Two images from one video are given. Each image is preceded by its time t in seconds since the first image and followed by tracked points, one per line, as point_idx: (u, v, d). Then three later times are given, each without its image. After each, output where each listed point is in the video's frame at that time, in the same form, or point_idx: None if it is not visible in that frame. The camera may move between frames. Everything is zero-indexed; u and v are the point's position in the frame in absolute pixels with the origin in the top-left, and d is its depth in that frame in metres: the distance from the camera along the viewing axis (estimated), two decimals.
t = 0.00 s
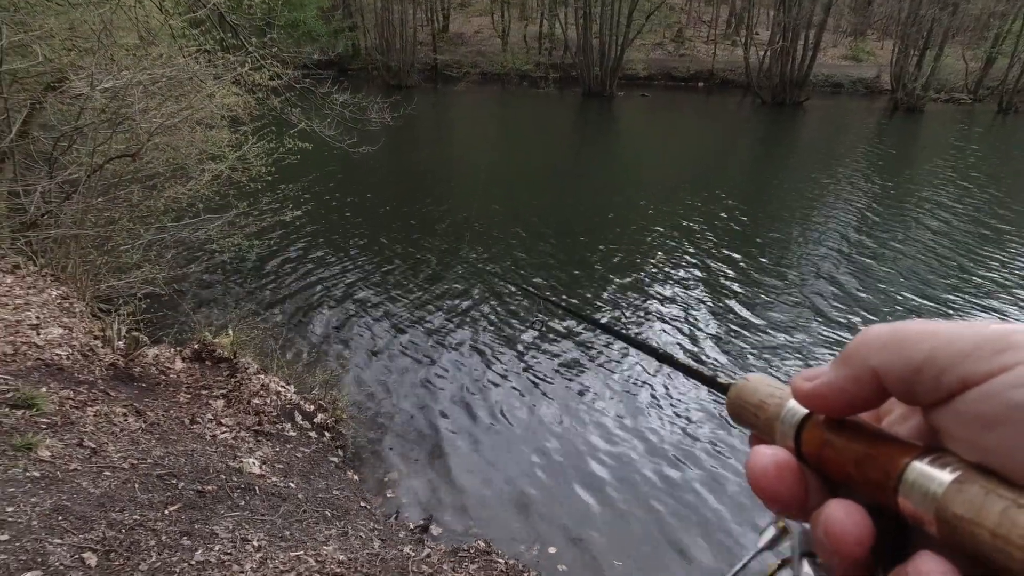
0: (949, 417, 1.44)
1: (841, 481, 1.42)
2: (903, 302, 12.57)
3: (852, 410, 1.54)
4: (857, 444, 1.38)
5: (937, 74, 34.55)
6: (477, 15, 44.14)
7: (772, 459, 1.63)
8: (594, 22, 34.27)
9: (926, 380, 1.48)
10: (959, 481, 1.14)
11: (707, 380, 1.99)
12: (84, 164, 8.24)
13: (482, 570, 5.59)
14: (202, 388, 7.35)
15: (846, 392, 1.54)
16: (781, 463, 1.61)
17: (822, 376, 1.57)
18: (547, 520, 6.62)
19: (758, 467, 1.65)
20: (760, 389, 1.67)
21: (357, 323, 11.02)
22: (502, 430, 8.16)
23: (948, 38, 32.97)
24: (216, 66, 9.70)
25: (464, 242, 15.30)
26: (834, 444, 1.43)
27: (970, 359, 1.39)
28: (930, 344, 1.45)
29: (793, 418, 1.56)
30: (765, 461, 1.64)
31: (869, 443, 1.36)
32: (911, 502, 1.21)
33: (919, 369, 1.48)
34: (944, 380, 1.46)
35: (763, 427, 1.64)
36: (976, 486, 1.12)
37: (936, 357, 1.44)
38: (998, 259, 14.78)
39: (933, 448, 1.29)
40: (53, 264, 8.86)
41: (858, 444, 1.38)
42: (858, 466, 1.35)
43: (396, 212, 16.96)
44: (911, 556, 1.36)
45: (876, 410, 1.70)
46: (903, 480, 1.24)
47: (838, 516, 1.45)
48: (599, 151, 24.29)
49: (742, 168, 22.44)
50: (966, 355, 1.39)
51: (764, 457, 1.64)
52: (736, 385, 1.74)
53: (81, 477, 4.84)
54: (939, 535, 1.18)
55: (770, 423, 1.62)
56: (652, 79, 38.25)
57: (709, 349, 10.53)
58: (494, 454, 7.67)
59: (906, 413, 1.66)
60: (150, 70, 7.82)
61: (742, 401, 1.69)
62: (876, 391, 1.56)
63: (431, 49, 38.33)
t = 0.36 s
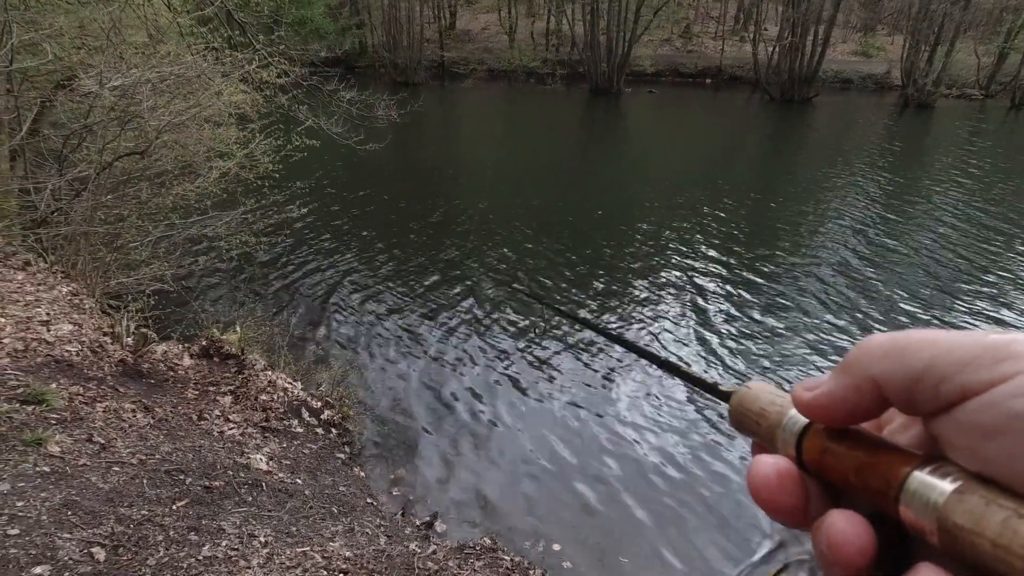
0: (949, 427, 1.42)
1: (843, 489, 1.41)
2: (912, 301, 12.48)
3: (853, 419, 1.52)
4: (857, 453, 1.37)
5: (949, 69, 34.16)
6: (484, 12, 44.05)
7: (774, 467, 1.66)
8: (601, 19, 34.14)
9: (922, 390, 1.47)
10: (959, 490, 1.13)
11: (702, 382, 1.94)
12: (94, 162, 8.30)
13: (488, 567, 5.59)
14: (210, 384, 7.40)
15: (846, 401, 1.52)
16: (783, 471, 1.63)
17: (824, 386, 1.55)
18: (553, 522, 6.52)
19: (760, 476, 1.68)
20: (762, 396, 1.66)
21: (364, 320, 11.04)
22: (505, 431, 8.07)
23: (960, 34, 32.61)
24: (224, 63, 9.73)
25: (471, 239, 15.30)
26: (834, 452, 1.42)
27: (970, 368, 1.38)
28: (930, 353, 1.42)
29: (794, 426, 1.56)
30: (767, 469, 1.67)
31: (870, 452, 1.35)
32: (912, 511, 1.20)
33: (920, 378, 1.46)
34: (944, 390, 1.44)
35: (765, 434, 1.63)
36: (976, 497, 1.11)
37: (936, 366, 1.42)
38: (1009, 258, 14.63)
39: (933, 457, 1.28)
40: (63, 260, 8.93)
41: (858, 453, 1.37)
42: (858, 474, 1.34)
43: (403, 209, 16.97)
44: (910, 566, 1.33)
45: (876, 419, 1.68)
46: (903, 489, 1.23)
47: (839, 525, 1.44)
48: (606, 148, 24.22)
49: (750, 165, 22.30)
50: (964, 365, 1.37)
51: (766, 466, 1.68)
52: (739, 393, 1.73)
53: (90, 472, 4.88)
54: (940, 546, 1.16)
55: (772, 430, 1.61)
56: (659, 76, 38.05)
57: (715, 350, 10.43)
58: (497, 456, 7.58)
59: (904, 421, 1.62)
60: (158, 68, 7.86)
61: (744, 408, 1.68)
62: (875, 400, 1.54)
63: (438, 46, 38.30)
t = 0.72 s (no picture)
0: (950, 435, 1.44)
1: (843, 497, 1.38)
2: (912, 299, 12.49)
3: (854, 426, 1.49)
4: (858, 460, 1.34)
5: (950, 66, 34.07)
6: (485, 9, 43.97)
7: (775, 475, 1.62)
8: (602, 16, 34.08)
9: (924, 398, 1.48)
10: (961, 499, 1.13)
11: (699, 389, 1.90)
12: (94, 159, 8.30)
13: (488, 564, 5.60)
14: (211, 382, 7.40)
15: (848, 408, 1.50)
16: (784, 480, 1.59)
17: (824, 392, 1.52)
18: (557, 522, 6.51)
19: (760, 484, 1.64)
20: (762, 403, 1.59)
21: (364, 318, 11.03)
22: (508, 430, 8.04)
23: (962, 30, 32.52)
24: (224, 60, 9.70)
25: (471, 237, 15.28)
26: (836, 460, 1.38)
27: (970, 377, 1.40)
28: (930, 362, 1.44)
29: (797, 434, 1.50)
30: (768, 478, 1.63)
31: (870, 458, 1.33)
32: (914, 520, 1.18)
33: (920, 387, 1.47)
34: (945, 398, 1.45)
35: (765, 442, 1.56)
36: (977, 505, 1.11)
37: (936, 375, 1.44)
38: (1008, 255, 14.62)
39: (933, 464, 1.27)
40: (64, 257, 8.94)
41: (859, 459, 1.34)
42: (860, 483, 1.31)
43: (403, 207, 16.95)
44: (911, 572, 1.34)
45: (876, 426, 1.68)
46: (905, 497, 1.21)
47: (841, 534, 1.42)
48: (607, 145, 24.19)
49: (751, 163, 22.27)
50: (968, 374, 1.39)
51: (767, 475, 1.63)
52: (737, 400, 1.66)
53: (90, 469, 4.88)
54: (942, 555, 1.15)
55: (772, 438, 1.54)
56: (661, 72, 37.96)
57: (717, 350, 10.36)
58: (501, 455, 7.55)
59: (904, 429, 1.62)
60: (158, 65, 7.85)
61: (745, 417, 1.60)
62: (878, 407, 1.53)
63: (439, 43, 38.22)
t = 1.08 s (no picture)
0: (954, 428, 1.44)
1: (844, 492, 1.40)
2: (910, 297, 12.51)
3: (854, 420, 1.53)
4: (859, 454, 1.36)
5: (948, 64, 34.09)
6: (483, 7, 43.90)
7: (775, 467, 1.68)
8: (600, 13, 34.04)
9: (925, 391, 1.48)
10: (963, 492, 1.14)
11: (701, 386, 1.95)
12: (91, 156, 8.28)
13: (486, 561, 5.61)
14: (209, 379, 7.41)
15: (849, 401, 1.53)
16: (785, 472, 1.64)
17: (827, 386, 1.55)
18: (555, 519, 6.52)
19: (762, 478, 1.70)
20: (763, 397, 1.64)
21: (363, 315, 11.03)
22: (509, 429, 8.03)
23: (960, 28, 32.54)
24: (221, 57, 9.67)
25: (469, 234, 15.28)
26: (837, 454, 1.41)
27: (973, 369, 1.40)
28: (932, 355, 1.44)
29: (797, 428, 1.54)
30: (769, 470, 1.69)
31: (870, 452, 1.35)
32: (913, 514, 1.20)
33: (924, 379, 1.47)
34: (948, 391, 1.45)
35: (767, 435, 1.62)
36: (977, 498, 1.12)
37: (940, 368, 1.44)
38: (1005, 253, 14.66)
39: (935, 458, 1.28)
40: (61, 255, 8.93)
41: (860, 453, 1.36)
42: (862, 476, 1.33)
43: (402, 204, 16.93)
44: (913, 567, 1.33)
45: (879, 421, 1.69)
46: (906, 491, 1.22)
47: (842, 527, 1.44)
48: (606, 143, 24.19)
49: (749, 160, 22.28)
50: (970, 366, 1.39)
51: (768, 467, 1.69)
52: (740, 395, 1.71)
53: (89, 466, 4.89)
54: (942, 549, 1.16)
55: (773, 431, 1.60)
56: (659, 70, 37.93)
57: (717, 349, 10.33)
58: (501, 453, 7.55)
59: (906, 423, 1.64)
60: (154, 63, 7.83)
61: (745, 412, 1.66)
62: (879, 400, 1.55)
63: (437, 40, 38.16)
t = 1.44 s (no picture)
0: (954, 426, 1.33)
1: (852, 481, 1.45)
2: (911, 294, 12.50)
3: (857, 420, 1.48)
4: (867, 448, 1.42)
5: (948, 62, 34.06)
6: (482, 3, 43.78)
7: (781, 457, 1.66)
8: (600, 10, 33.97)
9: (926, 394, 1.39)
10: (968, 481, 1.16)
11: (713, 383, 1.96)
12: (90, 152, 8.26)
13: (486, 557, 5.64)
14: (209, 376, 7.41)
15: (850, 400, 1.48)
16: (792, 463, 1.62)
17: (829, 385, 1.53)
18: (554, 514, 6.56)
19: (767, 470, 1.68)
20: (768, 388, 1.71)
21: (362, 312, 11.02)
22: (511, 426, 8.03)
23: (960, 25, 32.46)
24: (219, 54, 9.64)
25: (469, 231, 15.27)
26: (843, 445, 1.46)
27: (972, 366, 1.30)
28: (931, 353, 1.35)
29: (801, 420, 1.59)
30: (774, 459, 1.67)
31: (875, 444, 1.41)
32: (917, 503, 1.22)
33: (924, 378, 1.37)
34: (947, 391, 1.34)
35: (770, 427, 1.69)
36: (984, 485, 1.14)
37: (940, 367, 1.34)
38: (1005, 251, 14.65)
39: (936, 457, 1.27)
40: (59, 252, 8.92)
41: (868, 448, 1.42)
42: (867, 469, 1.39)
43: (401, 202, 16.90)
44: (917, 557, 1.34)
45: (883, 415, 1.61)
46: (910, 479, 1.26)
47: (848, 517, 1.44)
48: (606, 140, 24.17)
49: (749, 158, 22.26)
50: (968, 362, 1.29)
51: (772, 457, 1.68)
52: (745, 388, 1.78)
53: (89, 463, 4.90)
54: (946, 538, 1.18)
55: (777, 422, 1.66)
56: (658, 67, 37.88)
57: (718, 346, 10.33)
58: (504, 450, 7.55)
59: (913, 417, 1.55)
60: (152, 59, 7.80)
61: (749, 403, 1.72)
62: (880, 402, 1.48)
63: (436, 37, 38.09)
